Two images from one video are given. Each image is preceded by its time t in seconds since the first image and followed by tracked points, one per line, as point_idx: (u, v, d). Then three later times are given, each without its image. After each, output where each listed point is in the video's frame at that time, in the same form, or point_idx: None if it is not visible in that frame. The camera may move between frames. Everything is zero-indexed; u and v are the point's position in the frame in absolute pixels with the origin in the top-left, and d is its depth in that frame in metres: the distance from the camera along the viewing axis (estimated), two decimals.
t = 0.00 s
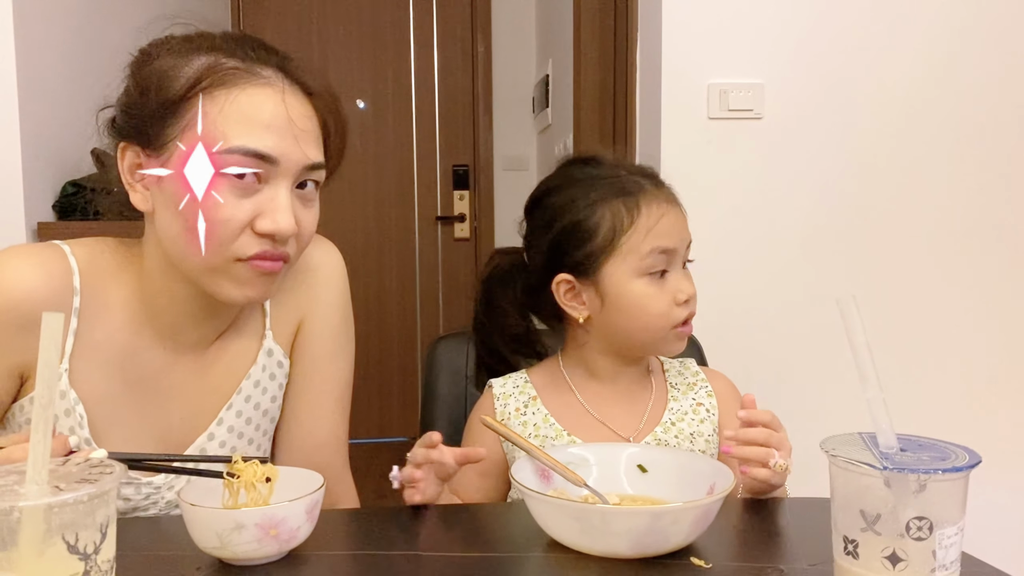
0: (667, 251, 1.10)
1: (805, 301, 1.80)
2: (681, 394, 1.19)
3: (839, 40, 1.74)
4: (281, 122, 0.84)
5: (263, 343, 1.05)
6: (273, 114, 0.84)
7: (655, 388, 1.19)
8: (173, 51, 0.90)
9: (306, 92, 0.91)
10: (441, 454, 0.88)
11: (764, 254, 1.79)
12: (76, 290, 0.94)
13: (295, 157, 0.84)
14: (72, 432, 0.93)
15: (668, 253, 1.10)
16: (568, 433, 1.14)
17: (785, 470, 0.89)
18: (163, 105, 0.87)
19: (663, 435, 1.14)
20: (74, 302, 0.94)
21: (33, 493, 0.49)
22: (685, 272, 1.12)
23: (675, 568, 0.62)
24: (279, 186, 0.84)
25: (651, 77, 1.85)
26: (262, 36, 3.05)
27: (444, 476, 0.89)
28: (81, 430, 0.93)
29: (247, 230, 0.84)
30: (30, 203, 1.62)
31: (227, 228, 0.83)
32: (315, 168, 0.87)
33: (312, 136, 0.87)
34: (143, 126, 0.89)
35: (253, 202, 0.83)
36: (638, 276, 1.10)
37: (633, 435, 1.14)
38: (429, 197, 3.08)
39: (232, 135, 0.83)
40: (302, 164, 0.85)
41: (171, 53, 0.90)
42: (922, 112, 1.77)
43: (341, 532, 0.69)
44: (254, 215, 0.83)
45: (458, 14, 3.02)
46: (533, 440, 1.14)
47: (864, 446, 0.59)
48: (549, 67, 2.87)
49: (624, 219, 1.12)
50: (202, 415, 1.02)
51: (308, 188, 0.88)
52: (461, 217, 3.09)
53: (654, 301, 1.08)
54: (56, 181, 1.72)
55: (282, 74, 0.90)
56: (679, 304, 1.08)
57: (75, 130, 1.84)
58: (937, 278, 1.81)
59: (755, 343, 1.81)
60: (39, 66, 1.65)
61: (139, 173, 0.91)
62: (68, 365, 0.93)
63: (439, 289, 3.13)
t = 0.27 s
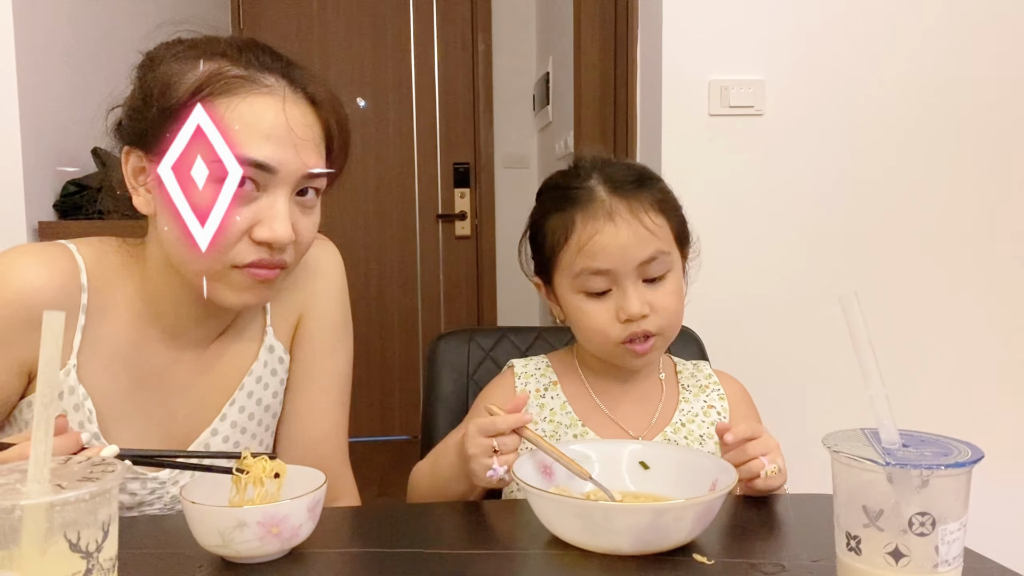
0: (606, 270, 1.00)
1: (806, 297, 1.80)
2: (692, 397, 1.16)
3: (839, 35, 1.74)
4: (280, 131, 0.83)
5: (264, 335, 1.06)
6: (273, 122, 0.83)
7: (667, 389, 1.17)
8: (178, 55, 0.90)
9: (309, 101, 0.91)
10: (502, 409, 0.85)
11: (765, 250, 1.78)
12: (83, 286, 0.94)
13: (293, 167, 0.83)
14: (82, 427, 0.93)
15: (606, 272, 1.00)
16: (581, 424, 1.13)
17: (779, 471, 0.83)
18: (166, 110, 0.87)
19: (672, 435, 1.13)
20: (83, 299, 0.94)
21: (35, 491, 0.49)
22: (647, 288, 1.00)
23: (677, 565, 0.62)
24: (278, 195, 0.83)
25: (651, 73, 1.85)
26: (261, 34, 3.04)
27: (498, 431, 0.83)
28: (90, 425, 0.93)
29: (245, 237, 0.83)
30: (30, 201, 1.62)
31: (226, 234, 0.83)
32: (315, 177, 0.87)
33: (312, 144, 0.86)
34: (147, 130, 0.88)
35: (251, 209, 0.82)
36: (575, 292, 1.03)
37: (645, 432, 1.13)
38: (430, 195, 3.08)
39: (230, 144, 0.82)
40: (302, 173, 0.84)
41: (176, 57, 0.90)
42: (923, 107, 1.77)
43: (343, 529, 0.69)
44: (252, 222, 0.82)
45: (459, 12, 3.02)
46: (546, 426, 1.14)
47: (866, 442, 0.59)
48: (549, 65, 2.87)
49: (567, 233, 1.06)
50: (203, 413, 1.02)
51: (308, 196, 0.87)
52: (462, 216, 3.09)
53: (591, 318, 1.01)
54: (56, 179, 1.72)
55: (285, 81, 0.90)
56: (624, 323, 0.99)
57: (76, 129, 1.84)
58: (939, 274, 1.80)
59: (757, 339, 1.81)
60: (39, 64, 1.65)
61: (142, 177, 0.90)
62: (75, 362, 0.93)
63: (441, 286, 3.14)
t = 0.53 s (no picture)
0: (607, 282, 0.99)
1: (806, 293, 1.80)
2: (702, 401, 1.15)
3: (839, 31, 1.74)
4: (272, 142, 0.83)
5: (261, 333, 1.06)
6: (264, 133, 0.83)
7: (676, 391, 1.16)
8: (174, 66, 0.90)
9: (304, 111, 0.90)
10: (468, 418, 0.84)
11: (764, 246, 1.78)
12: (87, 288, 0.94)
13: (284, 178, 0.82)
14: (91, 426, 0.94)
15: (609, 285, 0.99)
16: (592, 423, 1.12)
17: (765, 463, 0.80)
18: (159, 121, 0.87)
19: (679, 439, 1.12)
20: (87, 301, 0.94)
21: (32, 490, 0.49)
22: (650, 299, 1.00)
23: (674, 561, 0.62)
24: (268, 207, 0.82)
25: (650, 70, 1.85)
26: (260, 33, 3.04)
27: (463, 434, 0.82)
28: (99, 424, 0.94)
29: (235, 249, 0.83)
30: (30, 201, 1.62)
31: (215, 246, 0.82)
32: (308, 188, 0.86)
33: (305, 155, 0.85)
34: (140, 141, 0.88)
35: (240, 221, 0.82)
36: (579, 301, 1.03)
37: (655, 435, 1.11)
38: (429, 193, 3.08)
39: (224, 155, 0.82)
40: (293, 185, 0.83)
41: (172, 68, 0.90)
42: (923, 103, 1.77)
43: (341, 527, 0.69)
44: (242, 234, 0.82)
45: (458, 10, 3.02)
46: (556, 421, 1.13)
47: (862, 438, 0.59)
48: (548, 62, 2.86)
49: (570, 242, 1.06)
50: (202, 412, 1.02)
51: (301, 207, 0.87)
52: (461, 214, 3.09)
53: (594, 327, 1.02)
54: (56, 179, 1.72)
55: (280, 93, 0.90)
56: (627, 333, 0.99)
57: (75, 128, 1.84)
58: (940, 269, 1.80)
59: (757, 336, 1.81)
60: (39, 64, 1.65)
61: (136, 187, 0.90)
62: (80, 363, 0.93)
63: (441, 284, 3.14)
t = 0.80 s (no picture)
0: (607, 280, 0.99)
1: (804, 289, 1.80)
2: (702, 401, 1.15)
3: (836, 26, 1.73)
4: (273, 197, 0.78)
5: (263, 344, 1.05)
6: (266, 185, 0.78)
7: (677, 391, 1.17)
8: (194, 100, 0.88)
9: (320, 160, 0.85)
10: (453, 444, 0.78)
11: (762, 242, 1.79)
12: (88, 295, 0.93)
13: (281, 235, 0.78)
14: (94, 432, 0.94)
15: (608, 283, 0.99)
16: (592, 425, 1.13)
17: (761, 458, 0.81)
18: (170, 158, 0.85)
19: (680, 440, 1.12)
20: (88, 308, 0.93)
21: (26, 490, 0.49)
22: (650, 298, 1.00)
23: (668, 559, 0.62)
24: (263, 262, 0.79)
25: (648, 67, 1.85)
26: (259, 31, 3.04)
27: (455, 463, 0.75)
28: (103, 430, 0.94)
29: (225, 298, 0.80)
30: (29, 200, 1.62)
31: (206, 293, 0.80)
32: (310, 244, 0.82)
33: (310, 211, 0.80)
34: (152, 174, 0.87)
35: (233, 272, 0.79)
36: (579, 299, 1.03)
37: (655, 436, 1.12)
38: (428, 190, 3.08)
39: (221, 205, 0.78)
40: (292, 242, 0.79)
41: (191, 102, 0.88)
42: (921, 98, 1.77)
43: (337, 525, 0.70)
44: (234, 285, 0.79)
45: (456, 7, 3.01)
46: (557, 422, 1.13)
47: (855, 435, 0.59)
48: (547, 59, 2.86)
49: (570, 240, 1.05)
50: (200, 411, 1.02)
51: (301, 261, 0.83)
52: (461, 211, 3.09)
53: (593, 326, 1.02)
54: (54, 178, 1.73)
55: (295, 140, 0.85)
56: (625, 333, 0.99)
57: (74, 127, 1.84)
58: (938, 265, 1.81)
59: (755, 332, 1.81)
60: (36, 63, 1.65)
61: (144, 217, 0.89)
62: (83, 369, 0.93)
63: (440, 281, 3.14)
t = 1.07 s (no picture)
0: (607, 278, 0.99)
1: (805, 284, 1.80)
2: (707, 402, 1.15)
3: (837, 20, 1.73)
4: (293, 246, 0.74)
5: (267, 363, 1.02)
6: (285, 233, 0.74)
7: (680, 392, 1.16)
8: (217, 130, 0.83)
9: (344, 207, 0.81)
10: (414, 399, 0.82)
11: (764, 238, 1.78)
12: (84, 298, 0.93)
13: (296, 284, 0.75)
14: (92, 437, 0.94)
15: (609, 281, 0.99)
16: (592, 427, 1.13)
17: (763, 454, 0.81)
18: (188, 191, 0.80)
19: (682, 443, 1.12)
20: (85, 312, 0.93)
21: (25, 488, 0.49)
22: (652, 297, 1.00)
23: (670, 556, 0.62)
24: (275, 308, 0.76)
25: (649, 62, 1.84)
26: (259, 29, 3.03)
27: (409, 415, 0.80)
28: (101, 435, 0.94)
29: (233, 340, 0.78)
30: (30, 199, 1.62)
31: (213, 334, 0.78)
32: (325, 292, 0.78)
33: (328, 259, 0.77)
34: (166, 204, 0.83)
35: (243, 316, 0.76)
36: (578, 296, 1.03)
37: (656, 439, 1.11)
38: (429, 187, 3.07)
39: (237, 248, 0.75)
40: (306, 291, 0.76)
41: (214, 132, 0.83)
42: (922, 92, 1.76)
43: (339, 522, 0.69)
44: (242, 327, 0.77)
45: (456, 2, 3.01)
46: (556, 426, 1.13)
47: (857, 431, 0.59)
48: (548, 55, 2.86)
49: (572, 235, 1.05)
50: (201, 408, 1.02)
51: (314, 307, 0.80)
52: (462, 208, 3.09)
53: (591, 324, 1.02)
54: (55, 176, 1.72)
55: (321, 184, 0.80)
56: (624, 332, 0.99)
57: (75, 126, 1.84)
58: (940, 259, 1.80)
59: (756, 328, 1.81)
60: (36, 62, 1.65)
61: (155, 244, 0.85)
62: (78, 376, 0.93)
63: (442, 278, 3.14)
